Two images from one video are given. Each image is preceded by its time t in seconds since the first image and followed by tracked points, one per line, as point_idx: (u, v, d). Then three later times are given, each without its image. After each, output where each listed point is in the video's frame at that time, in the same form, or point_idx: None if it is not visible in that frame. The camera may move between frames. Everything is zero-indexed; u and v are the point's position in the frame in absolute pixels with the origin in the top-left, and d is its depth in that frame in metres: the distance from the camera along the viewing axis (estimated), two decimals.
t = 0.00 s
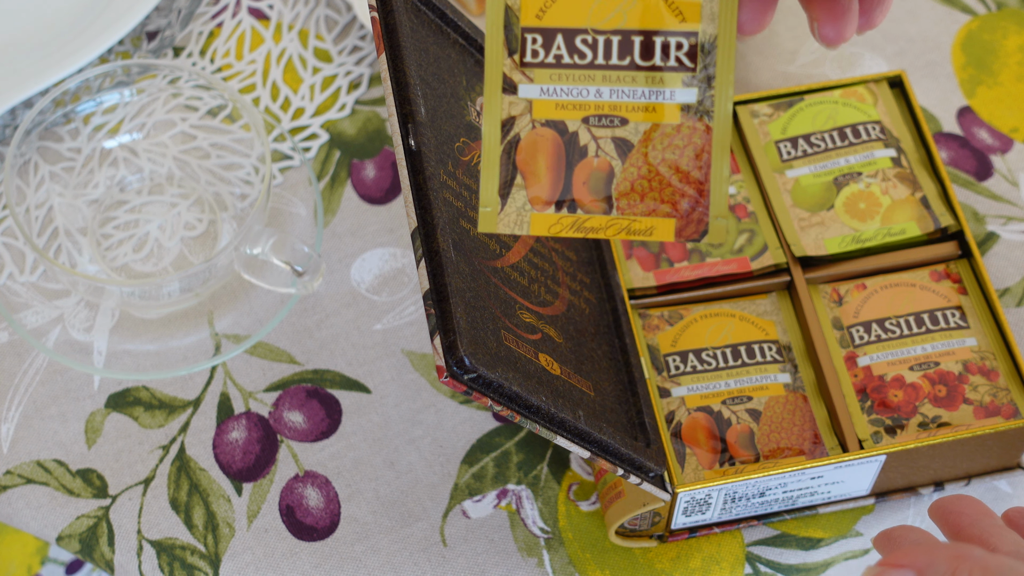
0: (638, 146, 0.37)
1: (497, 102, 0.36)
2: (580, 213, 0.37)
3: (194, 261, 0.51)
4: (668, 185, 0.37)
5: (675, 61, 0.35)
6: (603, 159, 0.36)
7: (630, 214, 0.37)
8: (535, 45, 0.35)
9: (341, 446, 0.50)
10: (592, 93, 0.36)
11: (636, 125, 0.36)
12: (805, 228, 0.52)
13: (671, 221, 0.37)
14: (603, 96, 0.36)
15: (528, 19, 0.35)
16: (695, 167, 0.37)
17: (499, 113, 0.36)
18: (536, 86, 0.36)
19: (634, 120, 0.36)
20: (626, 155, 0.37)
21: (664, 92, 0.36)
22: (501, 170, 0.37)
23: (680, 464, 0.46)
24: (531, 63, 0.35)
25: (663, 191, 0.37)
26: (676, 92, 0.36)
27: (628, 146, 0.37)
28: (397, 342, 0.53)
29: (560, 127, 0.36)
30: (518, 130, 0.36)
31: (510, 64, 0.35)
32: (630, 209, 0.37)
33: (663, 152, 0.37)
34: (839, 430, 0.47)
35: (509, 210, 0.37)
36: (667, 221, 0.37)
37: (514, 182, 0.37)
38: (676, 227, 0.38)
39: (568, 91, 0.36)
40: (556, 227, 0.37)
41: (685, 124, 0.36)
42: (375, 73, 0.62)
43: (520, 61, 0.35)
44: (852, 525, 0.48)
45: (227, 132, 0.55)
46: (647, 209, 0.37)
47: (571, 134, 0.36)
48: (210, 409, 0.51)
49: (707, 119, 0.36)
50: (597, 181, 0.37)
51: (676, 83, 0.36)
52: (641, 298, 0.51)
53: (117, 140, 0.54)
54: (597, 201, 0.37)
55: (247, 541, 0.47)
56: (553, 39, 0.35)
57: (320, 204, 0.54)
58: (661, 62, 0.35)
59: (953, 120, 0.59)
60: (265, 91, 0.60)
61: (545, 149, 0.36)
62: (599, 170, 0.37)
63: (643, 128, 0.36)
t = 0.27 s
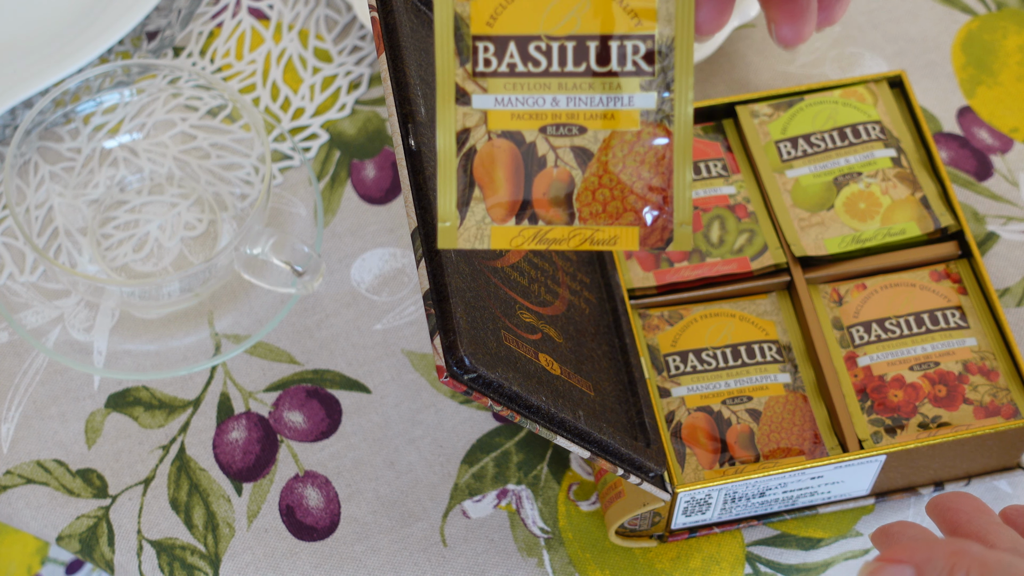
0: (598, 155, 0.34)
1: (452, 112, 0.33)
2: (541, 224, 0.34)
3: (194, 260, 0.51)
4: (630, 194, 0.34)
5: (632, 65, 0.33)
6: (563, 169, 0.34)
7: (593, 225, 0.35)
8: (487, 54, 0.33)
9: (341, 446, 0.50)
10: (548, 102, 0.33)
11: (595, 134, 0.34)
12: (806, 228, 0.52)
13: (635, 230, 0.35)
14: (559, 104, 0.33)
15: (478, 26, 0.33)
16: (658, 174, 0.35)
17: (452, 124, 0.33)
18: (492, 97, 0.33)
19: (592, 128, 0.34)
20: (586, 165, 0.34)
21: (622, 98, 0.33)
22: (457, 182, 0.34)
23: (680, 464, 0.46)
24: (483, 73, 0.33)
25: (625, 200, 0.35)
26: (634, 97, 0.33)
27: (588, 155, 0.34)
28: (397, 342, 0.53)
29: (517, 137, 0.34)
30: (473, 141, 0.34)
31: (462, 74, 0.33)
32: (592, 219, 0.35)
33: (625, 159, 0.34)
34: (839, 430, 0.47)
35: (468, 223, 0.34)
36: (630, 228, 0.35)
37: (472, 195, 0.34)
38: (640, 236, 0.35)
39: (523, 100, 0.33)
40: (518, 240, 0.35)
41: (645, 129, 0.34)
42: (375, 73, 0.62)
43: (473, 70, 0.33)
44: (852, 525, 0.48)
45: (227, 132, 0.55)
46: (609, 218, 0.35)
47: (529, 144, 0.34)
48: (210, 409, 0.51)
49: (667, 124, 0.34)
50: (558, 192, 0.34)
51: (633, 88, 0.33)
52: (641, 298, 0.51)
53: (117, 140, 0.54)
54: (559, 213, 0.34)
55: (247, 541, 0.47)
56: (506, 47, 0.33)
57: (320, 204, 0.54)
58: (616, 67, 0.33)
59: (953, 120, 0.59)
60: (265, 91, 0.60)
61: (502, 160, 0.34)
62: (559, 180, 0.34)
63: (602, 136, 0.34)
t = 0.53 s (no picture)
0: (577, 181, 0.35)
1: (429, 141, 0.34)
2: (522, 251, 0.35)
3: (194, 260, 0.51)
4: (610, 219, 0.36)
5: (610, 92, 0.34)
6: (542, 196, 0.35)
7: (574, 251, 0.35)
8: (464, 83, 0.34)
9: (341, 446, 0.50)
10: (526, 130, 0.34)
11: (574, 160, 0.35)
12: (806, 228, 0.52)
13: (617, 255, 0.36)
14: (537, 131, 0.34)
15: (454, 55, 0.34)
16: (637, 202, 0.36)
17: (431, 152, 0.34)
18: (469, 125, 0.34)
19: (569, 155, 0.35)
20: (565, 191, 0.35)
21: (600, 124, 0.35)
22: (437, 212, 0.35)
23: (680, 465, 0.46)
24: (459, 102, 0.34)
25: (605, 225, 0.36)
26: (612, 124, 0.35)
27: (567, 182, 0.35)
28: (397, 342, 0.53)
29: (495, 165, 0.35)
30: (451, 169, 0.35)
31: (439, 103, 0.34)
32: (573, 244, 0.35)
33: (605, 185, 0.35)
34: (839, 430, 0.47)
35: (449, 252, 0.35)
36: (611, 253, 0.36)
37: (452, 223, 0.35)
38: (622, 260, 0.36)
39: (501, 129, 0.34)
40: (498, 268, 0.35)
41: (624, 156, 0.35)
42: (375, 73, 0.62)
43: (450, 99, 0.34)
44: (852, 525, 0.48)
45: (227, 132, 0.55)
46: (591, 243, 0.35)
47: (508, 172, 0.35)
48: (210, 409, 0.51)
49: (647, 149, 0.35)
50: (537, 221, 0.35)
51: (611, 115, 0.35)
52: (641, 298, 0.51)
53: (117, 140, 0.54)
54: (538, 238, 0.35)
55: (247, 541, 0.47)
56: (482, 76, 0.34)
57: (320, 204, 0.54)
58: (594, 95, 0.34)
59: (953, 120, 0.59)
60: (265, 91, 0.60)
61: (481, 189, 0.35)
62: (538, 208, 0.35)
63: (580, 163, 0.35)
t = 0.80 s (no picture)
0: (573, 184, 0.36)
1: (426, 143, 0.35)
2: (519, 254, 0.35)
3: (194, 260, 0.51)
4: (606, 221, 0.36)
5: (606, 95, 0.35)
6: (538, 200, 0.35)
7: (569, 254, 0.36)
8: (461, 86, 0.34)
9: (341, 446, 0.50)
10: (523, 134, 0.35)
11: (570, 164, 0.35)
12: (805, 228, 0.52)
13: (612, 258, 0.36)
14: (534, 135, 0.35)
15: (451, 59, 0.34)
16: (633, 204, 0.36)
17: (427, 155, 0.35)
18: (467, 128, 0.35)
19: (566, 158, 0.35)
20: (561, 194, 0.36)
21: (597, 128, 0.35)
22: (434, 214, 0.35)
23: (680, 465, 0.46)
24: (457, 105, 0.35)
25: (601, 228, 0.36)
26: (609, 127, 0.35)
27: (563, 185, 0.35)
28: (397, 342, 0.53)
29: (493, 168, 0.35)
30: (448, 172, 0.35)
31: (436, 106, 0.35)
32: (569, 247, 0.36)
33: (601, 189, 0.36)
34: (839, 430, 0.47)
35: (445, 254, 0.35)
36: (608, 255, 0.36)
37: (449, 226, 0.35)
38: (618, 264, 0.36)
39: (498, 132, 0.35)
40: (495, 270, 0.35)
41: (620, 159, 0.36)
42: (375, 73, 0.62)
43: (447, 103, 0.35)
44: (851, 525, 0.48)
45: (227, 132, 0.55)
46: (587, 246, 0.36)
47: (504, 176, 0.35)
48: (210, 409, 0.51)
49: (642, 153, 0.36)
50: (533, 223, 0.35)
51: (607, 119, 0.35)
52: (641, 298, 0.51)
53: (117, 140, 0.54)
54: (534, 241, 0.36)
55: (247, 541, 0.47)
56: (479, 79, 0.34)
57: (320, 204, 0.54)
58: (590, 98, 0.35)
59: (953, 120, 0.59)
60: (265, 91, 0.60)
61: (478, 192, 0.35)
62: (535, 211, 0.35)
63: (577, 166, 0.35)
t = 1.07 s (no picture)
0: (559, 186, 0.36)
1: (411, 145, 0.35)
2: (504, 256, 0.36)
3: (194, 260, 0.51)
4: (592, 223, 0.36)
5: (593, 97, 0.35)
6: (524, 201, 0.36)
7: (555, 256, 0.36)
8: (446, 87, 0.35)
9: (342, 446, 0.50)
10: (509, 135, 0.35)
11: (557, 165, 0.36)
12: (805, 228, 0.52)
13: (599, 260, 0.37)
14: (520, 136, 0.35)
15: (438, 60, 0.34)
16: (620, 206, 0.37)
17: (413, 157, 0.35)
18: (453, 129, 0.35)
19: (553, 160, 0.36)
20: (547, 196, 0.36)
21: (584, 130, 0.35)
22: (419, 216, 0.35)
23: (680, 464, 0.46)
24: (443, 106, 0.35)
25: (588, 230, 0.36)
26: (596, 129, 0.35)
27: (549, 186, 0.36)
28: (397, 342, 0.53)
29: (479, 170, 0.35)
30: (434, 173, 0.35)
31: (423, 107, 0.35)
32: (554, 249, 0.36)
33: (587, 190, 0.36)
34: (839, 430, 0.47)
35: (429, 256, 0.35)
36: (593, 257, 0.37)
37: (434, 228, 0.36)
38: (604, 266, 0.37)
39: (484, 133, 0.35)
40: (480, 271, 0.36)
41: (607, 161, 0.36)
42: (375, 73, 0.62)
43: (432, 103, 0.35)
44: (851, 525, 0.48)
45: (227, 132, 0.55)
46: (573, 248, 0.36)
47: (490, 177, 0.35)
48: (210, 409, 0.51)
49: (629, 155, 0.36)
50: (518, 225, 0.36)
51: (595, 120, 0.35)
52: (641, 298, 0.51)
53: (117, 140, 0.54)
54: (520, 243, 0.36)
55: (247, 541, 0.47)
56: (465, 80, 0.35)
57: (320, 204, 0.54)
58: (578, 99, 0.35)
59: (953, 120, 0.59)
60: (265, 91, 0.60)
61: (463, 193, 0.36)
62: (521, 212, 0.36)
63: (563, 168, 0.36)
